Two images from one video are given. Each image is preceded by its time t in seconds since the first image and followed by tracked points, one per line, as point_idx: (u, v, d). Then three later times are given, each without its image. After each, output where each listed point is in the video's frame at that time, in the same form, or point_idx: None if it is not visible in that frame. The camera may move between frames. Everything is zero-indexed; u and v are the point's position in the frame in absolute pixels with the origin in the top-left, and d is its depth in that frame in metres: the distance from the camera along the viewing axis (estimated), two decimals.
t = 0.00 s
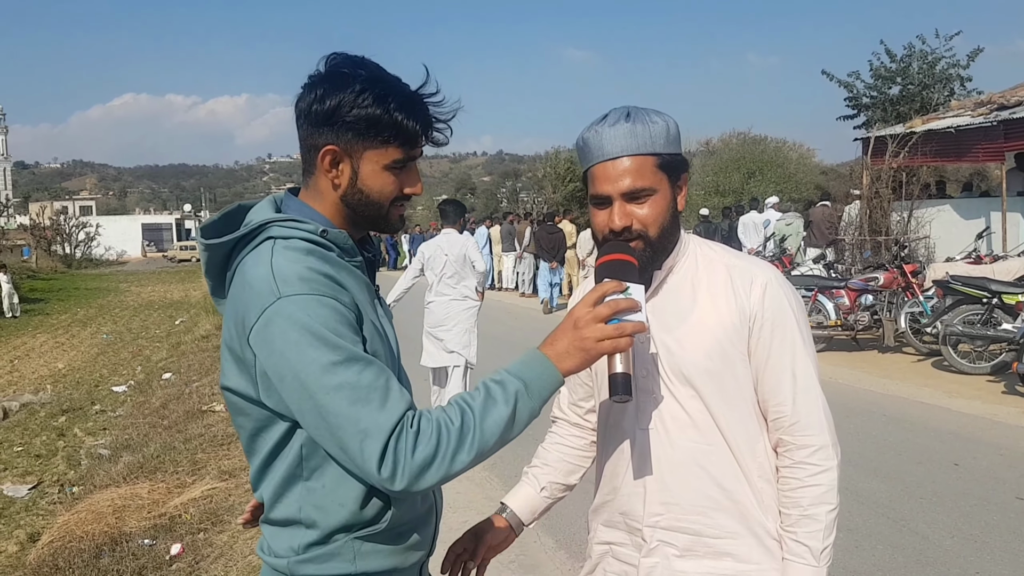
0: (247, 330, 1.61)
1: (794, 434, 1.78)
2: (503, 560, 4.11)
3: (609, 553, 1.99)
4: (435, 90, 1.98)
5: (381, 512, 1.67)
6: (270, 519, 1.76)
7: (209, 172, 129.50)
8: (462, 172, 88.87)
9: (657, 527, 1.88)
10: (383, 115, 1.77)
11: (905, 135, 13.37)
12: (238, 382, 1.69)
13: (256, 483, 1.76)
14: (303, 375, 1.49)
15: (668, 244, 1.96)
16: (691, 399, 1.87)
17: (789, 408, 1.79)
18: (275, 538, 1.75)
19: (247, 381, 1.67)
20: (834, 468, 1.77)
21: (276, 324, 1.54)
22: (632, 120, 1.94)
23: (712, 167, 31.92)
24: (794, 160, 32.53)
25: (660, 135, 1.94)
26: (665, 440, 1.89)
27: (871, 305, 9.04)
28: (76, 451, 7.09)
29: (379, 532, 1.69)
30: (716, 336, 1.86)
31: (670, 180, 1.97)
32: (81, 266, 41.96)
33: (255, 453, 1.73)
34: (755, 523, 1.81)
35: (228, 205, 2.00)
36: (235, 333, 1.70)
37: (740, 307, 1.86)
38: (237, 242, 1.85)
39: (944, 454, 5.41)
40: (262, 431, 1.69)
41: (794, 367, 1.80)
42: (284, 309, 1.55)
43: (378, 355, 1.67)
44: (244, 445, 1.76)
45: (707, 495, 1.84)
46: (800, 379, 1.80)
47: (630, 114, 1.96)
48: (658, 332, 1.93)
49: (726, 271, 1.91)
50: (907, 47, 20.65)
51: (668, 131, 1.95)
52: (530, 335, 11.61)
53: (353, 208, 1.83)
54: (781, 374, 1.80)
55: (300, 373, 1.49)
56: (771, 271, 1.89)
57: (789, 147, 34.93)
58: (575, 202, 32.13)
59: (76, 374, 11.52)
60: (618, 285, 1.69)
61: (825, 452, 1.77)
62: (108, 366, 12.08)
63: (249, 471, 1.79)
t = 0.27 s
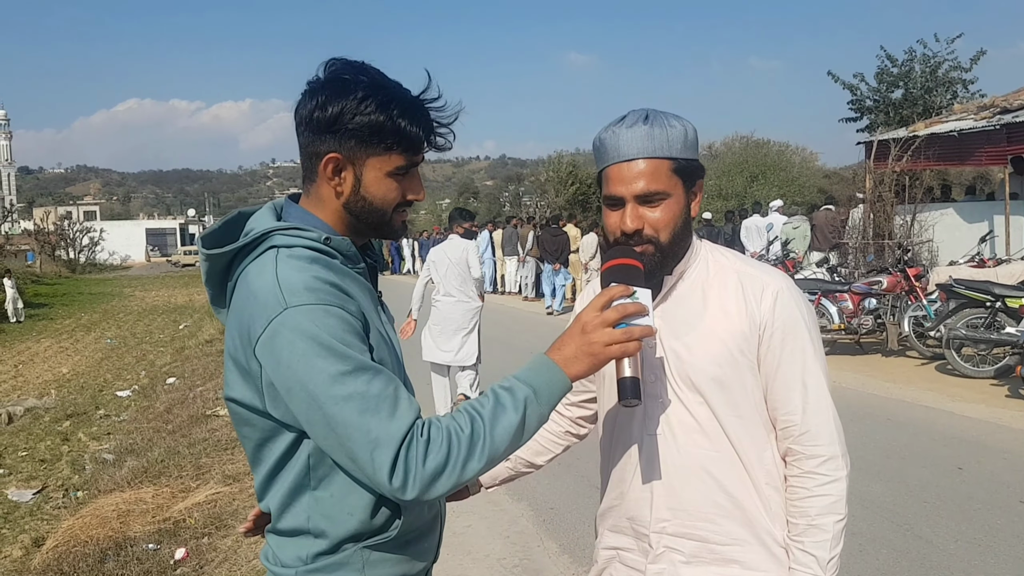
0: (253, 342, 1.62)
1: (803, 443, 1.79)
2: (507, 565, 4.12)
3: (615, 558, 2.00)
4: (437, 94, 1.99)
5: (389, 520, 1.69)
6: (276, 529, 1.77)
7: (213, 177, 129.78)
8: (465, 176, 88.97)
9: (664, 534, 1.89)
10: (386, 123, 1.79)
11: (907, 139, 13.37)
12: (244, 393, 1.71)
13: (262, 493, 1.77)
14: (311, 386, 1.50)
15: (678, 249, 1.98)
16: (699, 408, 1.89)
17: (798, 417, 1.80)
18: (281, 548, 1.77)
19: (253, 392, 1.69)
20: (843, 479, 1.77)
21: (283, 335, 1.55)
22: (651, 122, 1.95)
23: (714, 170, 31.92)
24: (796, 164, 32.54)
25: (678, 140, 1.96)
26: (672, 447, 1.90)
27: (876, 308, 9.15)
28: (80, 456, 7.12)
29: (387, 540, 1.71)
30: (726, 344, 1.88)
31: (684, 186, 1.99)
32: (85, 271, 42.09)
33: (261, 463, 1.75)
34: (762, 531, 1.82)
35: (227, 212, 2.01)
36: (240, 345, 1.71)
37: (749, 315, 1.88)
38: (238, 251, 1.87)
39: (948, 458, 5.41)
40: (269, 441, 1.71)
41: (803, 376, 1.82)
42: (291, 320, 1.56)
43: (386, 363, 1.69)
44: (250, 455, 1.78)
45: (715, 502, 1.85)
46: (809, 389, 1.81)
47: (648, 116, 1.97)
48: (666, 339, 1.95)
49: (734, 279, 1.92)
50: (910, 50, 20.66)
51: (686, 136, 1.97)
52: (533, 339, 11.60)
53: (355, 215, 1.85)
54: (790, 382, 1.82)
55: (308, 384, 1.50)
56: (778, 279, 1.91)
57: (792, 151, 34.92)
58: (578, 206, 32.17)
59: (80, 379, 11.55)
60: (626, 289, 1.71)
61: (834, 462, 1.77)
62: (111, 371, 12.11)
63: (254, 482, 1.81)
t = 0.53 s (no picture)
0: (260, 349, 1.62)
1: (810, 449, 1.79)
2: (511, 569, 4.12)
3: (621, 564, 2.01)
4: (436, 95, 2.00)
5: (399, 524, 1.70)
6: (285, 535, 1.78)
7: (216, 182, 130.11)
8: (469, 180, 89.10)
9: (670, 539, 1.90)
10: (385, 124, 1.79)
11: (911, 142, 13.36)
12: (252, 400, 1.71)
13: (271, 500, 1.78)
14: (320, 391, 1.51)
15: (689, 253, 1.98)
16: (707, 412, 1.89)
17: (805, 423, 1.80)
18: (290, 554, 1.78)
19: (261, 399, 1.69)
20: (850, 484, 1.77)
21: (290, 342, 1.56)
22: (668, 125, 1.96)
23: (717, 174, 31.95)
24: (800, 167, 32.55)
25: (694, 143, 1.97)
26: (679, 452, 1.91)
27: (880, 312, 9.12)
28: (84, 460, 7.13)
29: (397, 544, 1.72)
30: (733, 349, 1.88)
31: (698, 189, 1.99)
32: (89, 275, 42.21)
33: (270, 469, 1.75)
34: (769, 536, 1.82)
35: (230, 218, 2.02)
36: (247, 353, 1.71)
37: (756, 319, 1.88)
38: (243, 257, 1.87)
39: (952, 462, 5.40)
40: (277, 447, 1.71)
41: (811, 381, 1.81)
42: (298, 327, 1.56)
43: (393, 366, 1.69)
44: (258, 461, 1.78)
45: (721, 507, 1.85)
46: (817, 394, 1.81)
47: (666, 119, 1.98)
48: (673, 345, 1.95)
49: (742, 283, 1.93)
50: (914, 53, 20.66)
51: (702, 140, 1.97)
52: (536, 343, 11.61)
53: (358, 219, 1.86)
54: (797, 387, 1.82)
55: (317, 390, 1.51)
56: (785, 282, 1.91)
57: (796, 154, 34.92)
58: (581, 210, 32.22)
59: (85, 383, 11.58)
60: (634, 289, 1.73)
61: (841, 468, 1.77)
62: (116, 375, 12.14)
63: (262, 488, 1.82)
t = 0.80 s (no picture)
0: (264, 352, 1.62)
1: (820, 450, 1.80)
2: (515, 571, 4.12)
3: (627, 570, 2.00)
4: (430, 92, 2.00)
5: (406, 526, 1.70)
6: (291, 539, 1.78)
7: (220, 184, 130.48)
8: (472, 182, 89.14)
9: (679, 545, 1.89)
10: (377, 122, 1.80)
11: (916, 144, 13.34)
12: (256, 404, 1.72)
13: (276, 504, 1.78)
14: (323, 394, 1.51)
15: (692, 252, 1.98)
16: (713, 414, 1.89)
17: (814, 424, 1.81)
18: (297, 558, 1.78)
19: (265, 403, 1.69)
20: (861, 485, 1.79)
21: (293, 344, 1.56)
22: (666, 126, 1.96)
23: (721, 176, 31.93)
24: (804, 169, 32.51)
25: (693, 143, 1.97)
26: (688, 455, 1.90)
27: (884, 314, 9.01)
28: (89, 462, 7.15)
29: (404, 547, 1.72)
30: (739, 350, 1.88)
31: (698, 189, 1.99)
32: (94, 277, 42.35)
33: (275, 473, 1.75)
34: (778, 539, 1.82)
35: (233, 222, 2.02)
36: (251, 357, 1.71)
37: (762, 320, 1.88)
38: (246, 261, 1.87)
39: (957, 464, 5.39)
40: (282, 450, 1.72)
41: (819, 382, 1.82)
42: (300, 329, 1.56)
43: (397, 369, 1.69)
44: (263, 465, 1.78)
45: (730, 512, 1.85)
46: (825, 394, 1.82)
47: (663, 121, 1.98)
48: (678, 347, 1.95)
49: (747, 284, 1.93)
50: (918, 55, 20.63)
51: (700, 141, 1.99)
52: (540, 345, 11.60)
53: (357, 219, 1.86)
54: (805, 389, 1.82)
55: (320, 392, 1.51)
56: (791, 283, 1.91)
57: (799, 156, 34.88)
58: (585, 212, 32.24)
59: (89, 385, 11.62)
60: (637, 290, 1.72)
61: (852, 468, 1.78)
62: (120, 377, 12.17)
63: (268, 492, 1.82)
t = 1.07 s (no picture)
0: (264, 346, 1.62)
1: (826, 447, 1.80)
2: (519, 569, 4.12)
3: (633, 571, 1.99)
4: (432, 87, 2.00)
5: (407, 523, 1.70)
6: (292, 535, 1.78)
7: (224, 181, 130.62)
8: (476, 180, 89.16)
9: (686, 545, 1.88)
10: (377, 114, 1.79)
11: (920, 142, 13.31)
12: (259, 399, 1.72)
13: (278, 500, 1.78)
14: (322, 387, 1.50)
15: (696, 248, 1.97)
16: (718, 411, 1.88)
17: (821, 420, 1.80)
18: (298, 554, 1.77)
19: (267, 398, 1.69)
20: (866, 482, 1.78)
21: (293, 337, 1.56)
22: (669, 122, 1.97)
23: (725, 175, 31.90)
24: (808, 168, 32.45)
25: (696, 138, 1.97)
26: (694, 453, 1.89)
27: (888, 313, 9.03)
28: (93, 459, 7.16)
29: (406, 544, 1.71)
30: (742, 346, 1.88)
31: (701, 185, 1.99)
32: (98, 274, 42.43)
33: (277, 468, 1.75)
34: (785, 537, 1.82)
35: (237, 219, 2.02)
36: (253, 351, 1.72)
37: (765, 317, 1.87)
38: (249, 256, 1.87)
39: (961, 463, 5.37)
40: (284, 445, 1.71)
41: (824, 378, 1.82)
42: (301, 322, 1.56)
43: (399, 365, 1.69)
44: (265, 460, 1.78)
45: (737, 510, 1.84)
46: (831, 391, 1.81)
47: (666, 117, 1.98)
48: (682, 344, 1.94)
49: (752, 282, 1.92)
50: (923, 53, 20.58)
51: (702, 136, 1.99)
52: (543, 343, 11.60)
53: (359, 213, 1.85)
54: (810, 385, 1.82)
55: (319, 385, 1.51)
56: (796, 281, 1.91)
57: (803, 154, 34.82)
58: (588, 211, 32.24)
59: (93, 382, 11.63)
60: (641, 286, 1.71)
61: (857, 465, 1.78)
62: (124, 374, 12.18)
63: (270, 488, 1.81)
